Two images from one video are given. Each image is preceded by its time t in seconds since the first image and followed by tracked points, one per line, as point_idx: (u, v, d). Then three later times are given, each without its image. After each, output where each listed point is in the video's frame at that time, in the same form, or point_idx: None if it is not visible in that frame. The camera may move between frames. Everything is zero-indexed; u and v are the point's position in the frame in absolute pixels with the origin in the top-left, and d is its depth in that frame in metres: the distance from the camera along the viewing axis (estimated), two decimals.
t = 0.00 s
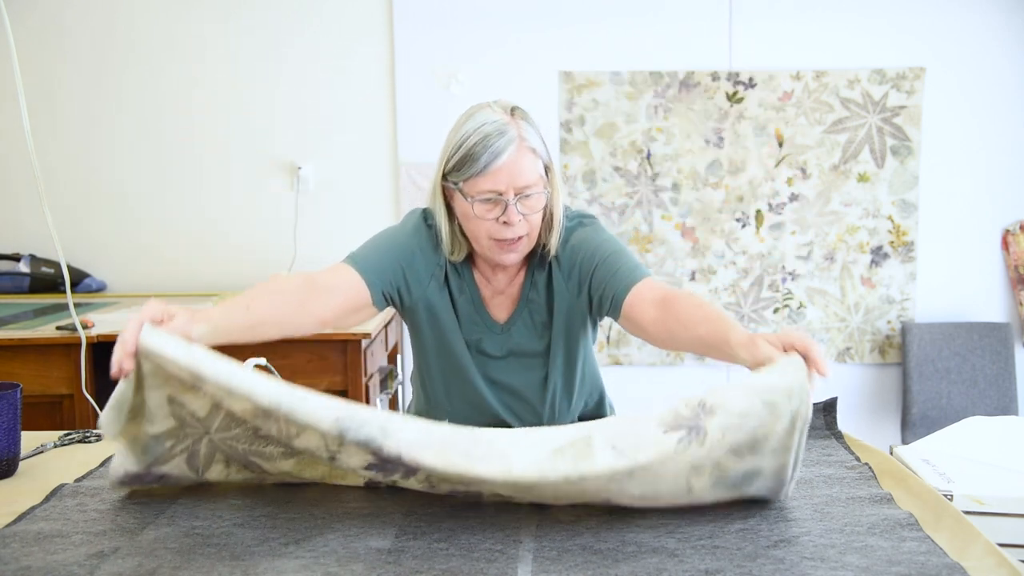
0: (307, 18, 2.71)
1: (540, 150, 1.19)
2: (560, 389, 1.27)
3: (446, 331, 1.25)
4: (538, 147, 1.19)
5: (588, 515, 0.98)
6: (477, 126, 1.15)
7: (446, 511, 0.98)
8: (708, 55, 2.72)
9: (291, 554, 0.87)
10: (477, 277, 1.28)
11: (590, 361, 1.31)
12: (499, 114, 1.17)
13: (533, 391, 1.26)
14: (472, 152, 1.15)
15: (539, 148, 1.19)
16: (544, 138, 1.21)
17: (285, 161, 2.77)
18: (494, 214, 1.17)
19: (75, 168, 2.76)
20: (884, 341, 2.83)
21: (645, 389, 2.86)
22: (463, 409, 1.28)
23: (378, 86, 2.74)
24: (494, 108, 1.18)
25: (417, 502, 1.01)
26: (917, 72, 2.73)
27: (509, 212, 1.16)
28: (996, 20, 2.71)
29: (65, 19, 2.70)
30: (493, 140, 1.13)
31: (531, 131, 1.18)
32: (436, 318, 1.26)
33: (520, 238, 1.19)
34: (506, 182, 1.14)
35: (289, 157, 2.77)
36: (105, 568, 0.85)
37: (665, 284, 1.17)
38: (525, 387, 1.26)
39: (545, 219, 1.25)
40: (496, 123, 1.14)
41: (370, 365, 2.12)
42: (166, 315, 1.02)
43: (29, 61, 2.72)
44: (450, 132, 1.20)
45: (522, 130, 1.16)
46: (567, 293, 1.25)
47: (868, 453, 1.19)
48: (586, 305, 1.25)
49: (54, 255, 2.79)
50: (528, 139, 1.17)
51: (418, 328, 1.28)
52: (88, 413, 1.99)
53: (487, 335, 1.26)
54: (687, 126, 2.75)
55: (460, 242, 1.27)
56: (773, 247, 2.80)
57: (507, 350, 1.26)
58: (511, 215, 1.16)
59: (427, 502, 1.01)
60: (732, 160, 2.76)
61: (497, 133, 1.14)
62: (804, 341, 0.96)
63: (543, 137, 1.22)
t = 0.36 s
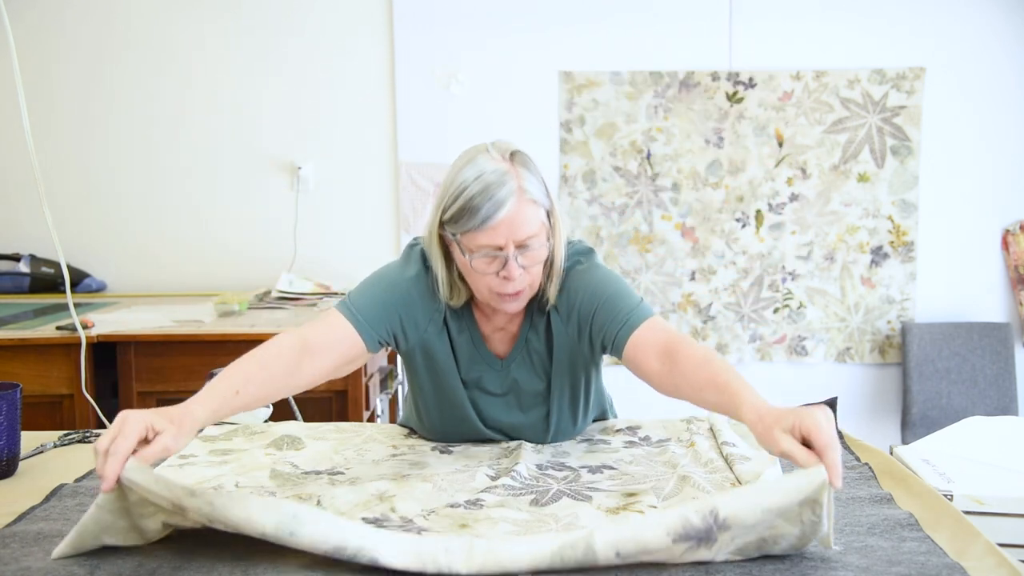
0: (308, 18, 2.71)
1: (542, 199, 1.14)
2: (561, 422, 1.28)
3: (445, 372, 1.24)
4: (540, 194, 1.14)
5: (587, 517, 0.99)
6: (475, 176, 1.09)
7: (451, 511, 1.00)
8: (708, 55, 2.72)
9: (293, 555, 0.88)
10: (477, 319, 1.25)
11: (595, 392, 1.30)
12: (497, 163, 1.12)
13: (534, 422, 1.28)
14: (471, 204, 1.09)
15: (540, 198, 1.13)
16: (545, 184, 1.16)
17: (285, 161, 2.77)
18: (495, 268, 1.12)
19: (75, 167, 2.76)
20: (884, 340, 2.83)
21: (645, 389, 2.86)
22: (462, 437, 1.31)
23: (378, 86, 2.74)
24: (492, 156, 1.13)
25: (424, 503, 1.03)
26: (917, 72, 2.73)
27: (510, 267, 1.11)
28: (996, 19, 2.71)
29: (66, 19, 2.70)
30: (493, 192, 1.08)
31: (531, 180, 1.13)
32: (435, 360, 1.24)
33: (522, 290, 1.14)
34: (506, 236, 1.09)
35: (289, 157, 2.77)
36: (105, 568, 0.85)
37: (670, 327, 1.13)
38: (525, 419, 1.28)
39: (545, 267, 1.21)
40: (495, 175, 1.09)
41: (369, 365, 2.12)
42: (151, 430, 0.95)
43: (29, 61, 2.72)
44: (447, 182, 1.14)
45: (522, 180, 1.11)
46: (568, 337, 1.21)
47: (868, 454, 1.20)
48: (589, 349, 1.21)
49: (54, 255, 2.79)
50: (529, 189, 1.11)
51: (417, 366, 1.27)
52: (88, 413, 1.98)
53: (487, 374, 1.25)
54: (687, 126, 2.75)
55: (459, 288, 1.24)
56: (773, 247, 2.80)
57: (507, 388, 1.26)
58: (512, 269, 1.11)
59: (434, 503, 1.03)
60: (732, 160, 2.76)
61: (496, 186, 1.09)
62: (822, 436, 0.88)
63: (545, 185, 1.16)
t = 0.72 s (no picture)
0: (307, 18, 2.71)
1: (550, 229, 1.11)
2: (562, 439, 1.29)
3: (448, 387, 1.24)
4: (549, 224, 1.12)
5: (586, 518, 0.99)
6: (484, 204, 1.08)
7: (449, 514, 1.00)
8: (708, 55, 2.72)
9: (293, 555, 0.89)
10: (480, 336, 1.24)
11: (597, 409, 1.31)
12: (507, 193, 1.09)
13: (533, 438, 1.28)
14: (477, 233, 1.08)
15: (549, 228, 1.11)
16: (555, 212, 1.14)
17: (285, 161, 2.77)
18: (497, 296, 1.11)
19: (75, 168, 2.76)
20: (884, 341, 2.83)
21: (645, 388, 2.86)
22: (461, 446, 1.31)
23: (378, 86, 2.74)
24: (502, 184, 1.10)
25: (422, 505, 1.03)
26: (917, 72, 2.73)
27: (513, 297, 1.10)
28: (995, 19, 2.71)
29: (66, 18, 2.70)
30: (500, 222, 1.06)
31: (540, 210, 1.10)
32: (438, 375, 1.23)
33: (524, 318, 1.13)
34: (511, 266, 1.08)
35: (289, 157, 2.77)
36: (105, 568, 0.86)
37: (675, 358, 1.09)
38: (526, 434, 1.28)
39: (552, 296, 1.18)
40: (503, 206, 1.07)
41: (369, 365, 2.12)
42: (140, 449, 0.93)
43: (29, 61, 2.72)
44: (455, 206, 1.12)
45: (531, 211, 1.09)
46: (573, 360, 1.21)
47: (868, 453, 1.20)
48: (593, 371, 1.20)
49: (54, 255, 2.79)
50: (538, 222, 1.09)
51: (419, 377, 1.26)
52: (88, 413, 1.98)
53: (489, 390, 1.25)
54: (687, 126, 2.75)
55: (464, 309, 1.21)
56: (773, 247, 2.80)
57: (509, 404, 1.26)
58: (515, 299, 1.09)
59: (432, 506, 1.03)
60: (732, 160, 2.76)
61: (503, 217, 1.07)
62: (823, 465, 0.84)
63: (555, 213, 1.14)
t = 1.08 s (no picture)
0: (307, 18, 2.71)
1: (561, 222, 1.11)
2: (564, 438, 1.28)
3: (450, 389, 1.23)
4: (559, 216, 1.11)
5: (585, 519, 0.99)
6: (495, 204, 1.06)
7: (449, 514, 1.01)
8: (708, 55, 2.72)
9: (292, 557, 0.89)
10: (485, 335, 1.23)
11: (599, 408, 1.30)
12: (515, 189, 1.08)
13: (535, 438, 1.28)
14: (492, 234, 1.06)
15: (559, 219, 1.11)
16: (562, 204, 1.13)
17: (285, 161, 2.77)
18: (519, 294, 1.09)
19: (75, 167, 2.76)
20: (884, 340, 2.83)
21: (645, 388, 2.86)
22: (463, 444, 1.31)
23: (378, 86, 2.74)
24: (509, 182, 1.09)
25: (422, 505, 1.03)
26: (917, 72, 2.73)
27: (535, 293, 1.09)
28: (995, 19, 2.71)
29: (66, 18, 2.70)
30: (515, 220, 1.05)
31: (550, 203, 1.10)
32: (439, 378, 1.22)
33: (546, 314, 1.12)
34: (531, 262, 1.07)
35: (289, 157, 2.77)
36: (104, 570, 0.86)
37: (701, 365, 1.10)
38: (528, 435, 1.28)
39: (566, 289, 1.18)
40: (515, 204, 1.06)
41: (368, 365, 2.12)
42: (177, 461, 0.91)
43: (29, 60, 2.72)
44: (463, 209, 1.11)
45: (542, 205, 1.08)
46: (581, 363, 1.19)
47: (868, 454, 1.20)
48: (603, 373, 1.19)
49: (54, 255, 2.79)
50: (549, 215, 1.09)
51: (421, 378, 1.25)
52: (88, 413, 1.98)
53: (491, 392, 1.24)
54: (687, 126, 2.75)
55: (469, 312, 1.20)
56: (773, 247, 2.80)
57: (511, 406, 1.25)
58: (538, 294, 1.08)
59: (433, 506, 1.03)
60: (732, 160, 2.76)
61: (517, 214, 1.06)
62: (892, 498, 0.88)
63: (562, 205, 1.14)
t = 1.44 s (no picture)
0: (307, 18, 2.71)
1: (580, 210, 1.11)
2: (566, 433, 1.28)
3: (453, 383, 1.22)
4: (578, 204, 1.11)
5: (585, 519, 0.99)
6: (517, 188, 1.07)
7: (449, 514, 1.01)
8: (708, 55, 2.72)
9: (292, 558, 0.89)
10: (494, 325, 1.22)
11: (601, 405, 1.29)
12: (537, 175, 1.08)
13: (537, 433, 1.27)
14: (514, 218, 1.06)
15: (579, 206, 1.11)
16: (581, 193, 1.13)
17: (285, 161, 2.77)
18: (538, 279, 1.08)
19: (74, 167, 2.76)
20: (884, 340, 2.83)
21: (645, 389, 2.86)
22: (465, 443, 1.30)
23: (378, 87, 2.74)
24: (530, 167, 1.10)
25: (422, 505, 1.03)
26: (917, 72, 2.73)
27: (555, 278, 1.08)
28: (995, 18, 2.71)
29: (66, 18, 2.70)
30: (537, 204, 1.06)
31: (570, 190, 1.10)
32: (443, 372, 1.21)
33: (563, 301, 1.12)
34: (551, 247, 1.06)
35: (289, 157, 2.77)
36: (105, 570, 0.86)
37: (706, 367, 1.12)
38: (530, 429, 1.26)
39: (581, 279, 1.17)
40: (536, 188, 1.06)
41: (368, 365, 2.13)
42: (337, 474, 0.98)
43: (29, 60, 2.72)
44: (483, 194, 1.11)
45: (563, 190, 1.08)
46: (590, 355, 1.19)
47: (868, 454, 1.20)
48: (611, 367, 1.19)
49: (53, 255, 2.79)
50: (570, 201, 1.09)
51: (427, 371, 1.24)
52: (88, 413, 1.98)
53: (496, 386, 1.23)
54: (687, 126, 2.75)
55: (480, 303, 1.19)
56: (773, 246, 2.80)
57: (516, 401, 1.24)
58: (557, 279, 1.08)
59: (432, 506, 1.03)
60: (732, 160, 2.76)
61: (540, 197, 1.06)
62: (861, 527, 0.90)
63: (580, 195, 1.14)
